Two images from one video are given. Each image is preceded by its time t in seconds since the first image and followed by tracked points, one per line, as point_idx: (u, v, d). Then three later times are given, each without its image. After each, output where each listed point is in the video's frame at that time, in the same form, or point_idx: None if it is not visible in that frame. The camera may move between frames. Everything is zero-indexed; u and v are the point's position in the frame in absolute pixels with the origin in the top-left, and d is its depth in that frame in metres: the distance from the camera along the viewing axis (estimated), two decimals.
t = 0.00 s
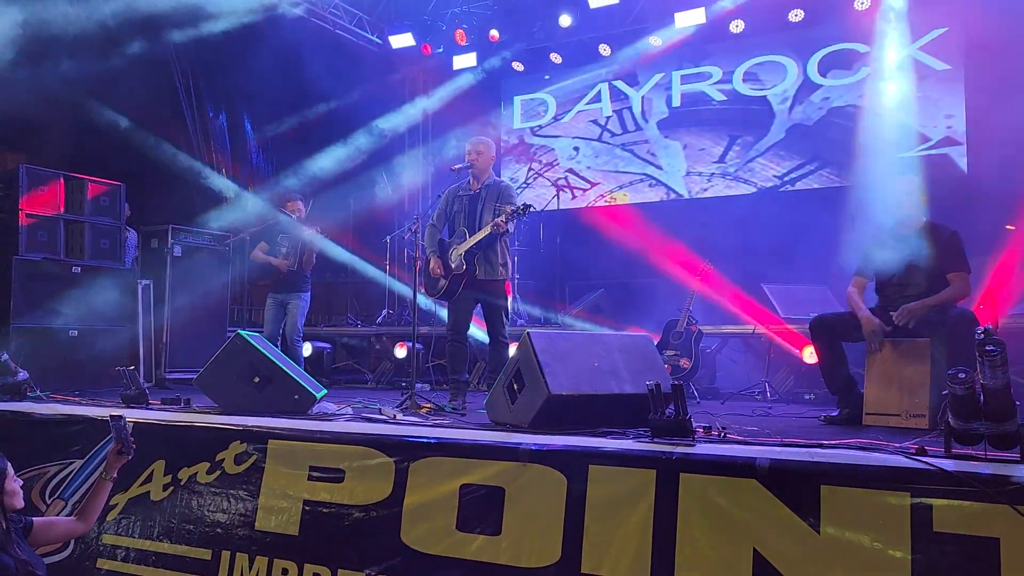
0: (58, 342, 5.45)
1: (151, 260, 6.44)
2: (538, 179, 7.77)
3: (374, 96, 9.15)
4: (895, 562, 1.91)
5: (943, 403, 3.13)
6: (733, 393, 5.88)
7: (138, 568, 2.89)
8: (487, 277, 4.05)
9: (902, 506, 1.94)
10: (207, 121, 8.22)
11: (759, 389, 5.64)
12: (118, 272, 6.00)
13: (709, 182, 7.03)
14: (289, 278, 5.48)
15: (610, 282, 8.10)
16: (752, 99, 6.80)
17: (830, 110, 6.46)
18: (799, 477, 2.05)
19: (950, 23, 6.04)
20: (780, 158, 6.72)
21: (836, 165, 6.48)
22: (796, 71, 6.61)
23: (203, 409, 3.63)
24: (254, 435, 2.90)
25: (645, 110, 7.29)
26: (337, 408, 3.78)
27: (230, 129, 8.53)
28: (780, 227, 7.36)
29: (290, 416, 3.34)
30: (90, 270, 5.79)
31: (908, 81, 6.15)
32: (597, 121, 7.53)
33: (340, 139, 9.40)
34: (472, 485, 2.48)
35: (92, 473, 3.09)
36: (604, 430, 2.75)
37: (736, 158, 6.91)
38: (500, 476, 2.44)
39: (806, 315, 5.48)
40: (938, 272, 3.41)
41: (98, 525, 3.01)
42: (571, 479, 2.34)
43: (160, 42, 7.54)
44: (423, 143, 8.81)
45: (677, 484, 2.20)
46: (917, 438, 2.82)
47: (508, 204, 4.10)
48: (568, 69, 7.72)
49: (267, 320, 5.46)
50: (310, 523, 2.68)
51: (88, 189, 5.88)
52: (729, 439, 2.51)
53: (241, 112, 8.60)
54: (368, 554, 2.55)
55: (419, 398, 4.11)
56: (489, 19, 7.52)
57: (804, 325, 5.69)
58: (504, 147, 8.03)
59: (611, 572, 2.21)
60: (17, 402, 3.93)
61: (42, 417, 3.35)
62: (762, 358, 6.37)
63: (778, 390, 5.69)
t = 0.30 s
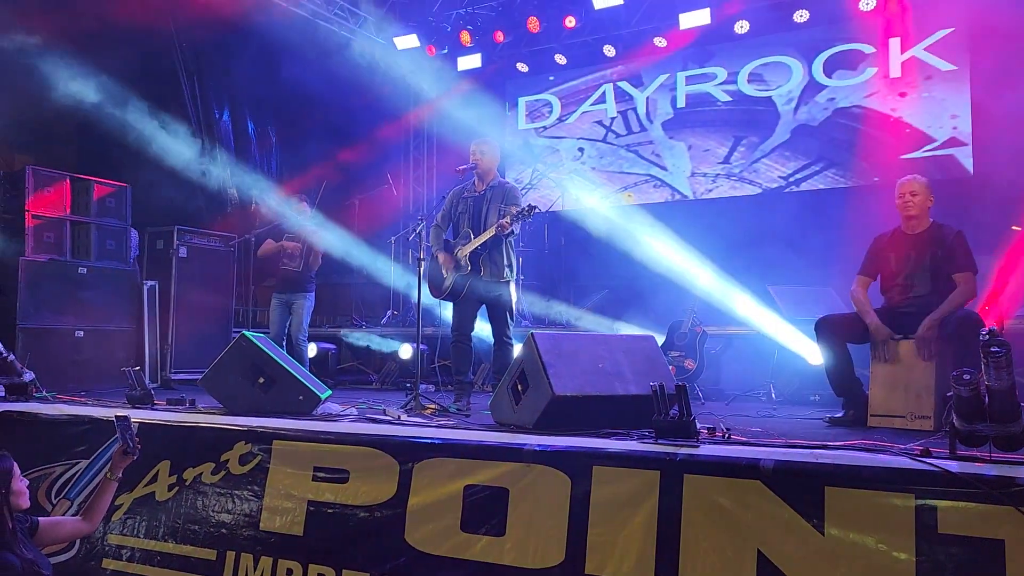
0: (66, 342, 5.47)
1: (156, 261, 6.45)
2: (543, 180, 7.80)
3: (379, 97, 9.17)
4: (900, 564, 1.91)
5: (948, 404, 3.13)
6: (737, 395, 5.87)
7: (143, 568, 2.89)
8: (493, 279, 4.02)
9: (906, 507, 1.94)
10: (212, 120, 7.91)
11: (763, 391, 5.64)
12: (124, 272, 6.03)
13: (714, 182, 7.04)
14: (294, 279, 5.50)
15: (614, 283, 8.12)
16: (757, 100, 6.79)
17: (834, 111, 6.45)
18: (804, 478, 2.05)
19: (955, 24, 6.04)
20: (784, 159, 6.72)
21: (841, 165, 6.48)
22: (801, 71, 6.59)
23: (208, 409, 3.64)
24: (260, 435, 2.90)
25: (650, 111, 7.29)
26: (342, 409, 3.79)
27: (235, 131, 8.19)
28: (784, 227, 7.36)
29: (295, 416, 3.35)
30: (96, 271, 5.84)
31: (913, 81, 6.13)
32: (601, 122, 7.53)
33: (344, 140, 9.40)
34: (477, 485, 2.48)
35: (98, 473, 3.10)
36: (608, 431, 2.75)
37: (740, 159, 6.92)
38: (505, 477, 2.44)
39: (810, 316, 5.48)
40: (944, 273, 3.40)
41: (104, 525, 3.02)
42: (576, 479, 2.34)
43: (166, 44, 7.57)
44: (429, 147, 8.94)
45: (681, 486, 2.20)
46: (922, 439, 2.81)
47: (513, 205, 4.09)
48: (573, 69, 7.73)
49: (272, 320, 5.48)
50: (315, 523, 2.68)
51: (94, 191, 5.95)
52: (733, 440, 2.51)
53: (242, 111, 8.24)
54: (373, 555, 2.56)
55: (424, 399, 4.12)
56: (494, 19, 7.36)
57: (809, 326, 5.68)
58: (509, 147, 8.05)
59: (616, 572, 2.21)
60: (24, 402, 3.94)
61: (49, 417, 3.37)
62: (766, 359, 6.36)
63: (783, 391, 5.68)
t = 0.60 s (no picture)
0: (71, 341, 5.53)
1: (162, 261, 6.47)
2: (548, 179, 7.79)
3: (385, 99, 9.20)
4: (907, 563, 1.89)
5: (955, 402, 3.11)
6: (743, 394, 5.85)
7: (148, 567, 2.89)
8: (498, 278, 4.02)
9: (911, 506, 1.93)
10: (217, 117, 7.96)
11: (769, 390, 5.61)
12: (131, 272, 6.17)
13: (720, 181, 7.01)
14: (299, 277, 5.51)
15: (621, 284, 8.11)
16: (762, 98, 6.78)
17: (840, 109, 6.42)
18: (809, 477, 2.04)
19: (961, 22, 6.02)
20: (790, 158, 6.69)
21: (846, 164, 6.45)
22: (807, 70, 6.57)
23: (214, 409, 3.65)
24: (266, 435, 2.92)
25: (655, 110, 7.27)
26: (347, 408, 3.79)
27: (240, 129, 8.26)
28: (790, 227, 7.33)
29: (301, 415, 3.35)
30: (102, 270, 5.93)
31: (919, 80, 6.10)
32: (606, 121, 7.52)
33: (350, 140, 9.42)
34: (482, 484, 2.47)
35: (104, 472, 3.11)
36: (613, 430, 2.74)
37: (746, 158, 6.89)
38: (510, 476, 2.44)
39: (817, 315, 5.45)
40: (951, 272, 3.38)
41: (109, 523, 3.02)
42: (580, 478, 2.34)
43: (172, 45, 7.60)
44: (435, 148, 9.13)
45: (686, 485, 2.19)
46: (929, 438, 2.79)
47: (518, 204, 4.08)
48: (578, 69, 7.73)
49: (280, 320, 5.50)
50: (319, 522, 2.68)
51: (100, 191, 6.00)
52: (739, 439, 2.50)
53: (248, 110, 8.33)
54: (378, 553, 2.55)
55: (428, 398, 4.12)
56: (498, 18, 7.48)
57: (815, 324, 5.65)
58: (514, 147, 8.06)
59: (621, 572, 2.20)
60: (31, 401, 3.96)
61: (55, 416, 3.38)
62: (771, 358, 6.34)
63: (789, 390, 5.65)
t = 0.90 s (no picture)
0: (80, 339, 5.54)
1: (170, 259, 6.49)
2: (554, 177, 7.79)
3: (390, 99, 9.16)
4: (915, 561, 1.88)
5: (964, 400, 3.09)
6: (751, 391, 5.83)
7: (156, 564, 2.90)
8: (505, 275, 4.01)
9: (920, 504, 1.91)
10: (225, 117, 8.09)
11: (777, 387, 5.59)
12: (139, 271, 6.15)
13: (728, 178, 6.97)
14: (307, 274, 5.51)
15: (629, 282, 8.06)
16: (770, 95, 6.75)
17: (849, 105, 6.38)
18: (817, 475, 2.03)
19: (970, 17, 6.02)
20: (798, 154, 6.67)
21: (855, 160, 6.42)
22: (815, 66, 6.53)
23: (222, 406, 3.66)
24: (273, 432, 2.92)
25: (662, 106, 7.24)
26: (354, 406, 3.80)
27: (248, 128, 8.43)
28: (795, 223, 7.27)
29: (307, 413, 3.35)
30: (110, 269, 5.93)
31: (927, 76, 6.06)
32: (613, 118, 7.49)
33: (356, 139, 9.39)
34: (489, 482, 2.47)
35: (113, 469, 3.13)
36: (620, 427, 2.73)
37: (754, 154, 6.86)
38: (516, 473, 2.43)
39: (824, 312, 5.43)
40: (961, 269, 3.34)
41: (118, 520, 3.04)
42: (587, 476, 2.33)
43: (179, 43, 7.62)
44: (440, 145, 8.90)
45: (693, 482, 2.18)
46: (939, 436, 2.77)
47: (525, 201, 4.08)
48: (585, 66, 7.72)
49: (288, 318, 5.52)
50: (326, 519, 2.69)
51: (108, 189, 6.00)
52: (747, 437, 2.49)
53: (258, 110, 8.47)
54: (385, 551, 2.55)
55: (436, 396, 4.11)
56: (505, 16, 7.38)
57: (823, 322, 5.62)
58: (521, 144, 8.06)
59: (628, 570, 2.19)
60: (40, 399, 3.98)
61: (64, 414, 3.40)
62: (779, 356, 6.31)
63: (797, 387, 5.61)
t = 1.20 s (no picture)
0: (90, 337, 5.56)
1: (178, 257, 6.53)
2: (562, 173, 7.78)
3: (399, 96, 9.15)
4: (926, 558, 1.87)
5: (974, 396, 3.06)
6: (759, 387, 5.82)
7: (165, 560, 2.91)
8: (512, 272, 4.00)
9: (930, 501, 1.90)
10: (233, 116, 7.93)
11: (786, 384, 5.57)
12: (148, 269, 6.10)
13: (735, 174, 6.97)
14: (316, 271, 5.52)
15: (636, 278, 8.06)
16: (778, 90, 6.71)
17: (858, 100, 6.33)
18: (825, 472, 2.02)
19: (983, 10, 5.87)
20: (807, 150, 6.64)
21: (865, 156, 6.39)
22: (824, 61, 6.48)
23: (230, 404, 3.67)
24: (281, 429, 2.93)
25: (670, 102, 7.22)
26: (362, 403, 3.80)
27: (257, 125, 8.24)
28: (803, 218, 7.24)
29: (315, 409, 3.36)
30: (118, 266, 5.90)
31: (937, 70, 5.99)
32: (621, 114, 7.47)
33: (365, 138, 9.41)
34: (497, 479, 2.47)
35: (122, 466, 3.14)
36: (628, 423, 2.73)
37: (762, 150, 6.84)
38: (524, 470, 2.43)
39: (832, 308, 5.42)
40: (972, 264, 3.32)
41: (127, 517, 3.05)
42: (595, 473, 2.33)
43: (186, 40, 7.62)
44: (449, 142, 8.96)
45: (702, 479, 2.18)
46: (949, 433, 2.75)
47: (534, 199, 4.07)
48: (592, 62, 7.70)
49: (296, 314, 5.54)
50: (333, 516, 2.69)
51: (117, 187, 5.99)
52: (755, 434, 2.48)
53: (268, 105, 8.34)
54: (392, 548, 2.55)
55: (443, 393, 4.11)
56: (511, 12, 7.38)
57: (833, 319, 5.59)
58: (528, 141, 8.05)
59: (637, 567, 2.18)
60: (49, 396, 4.00)
61: (74, 411, 3.42)
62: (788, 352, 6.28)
63: (806, 383, 5.59)
